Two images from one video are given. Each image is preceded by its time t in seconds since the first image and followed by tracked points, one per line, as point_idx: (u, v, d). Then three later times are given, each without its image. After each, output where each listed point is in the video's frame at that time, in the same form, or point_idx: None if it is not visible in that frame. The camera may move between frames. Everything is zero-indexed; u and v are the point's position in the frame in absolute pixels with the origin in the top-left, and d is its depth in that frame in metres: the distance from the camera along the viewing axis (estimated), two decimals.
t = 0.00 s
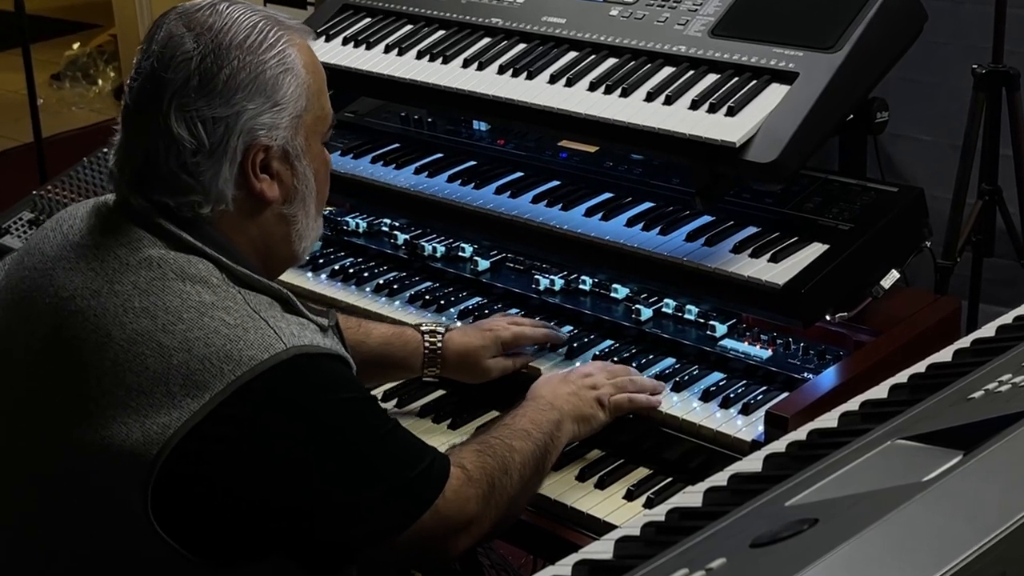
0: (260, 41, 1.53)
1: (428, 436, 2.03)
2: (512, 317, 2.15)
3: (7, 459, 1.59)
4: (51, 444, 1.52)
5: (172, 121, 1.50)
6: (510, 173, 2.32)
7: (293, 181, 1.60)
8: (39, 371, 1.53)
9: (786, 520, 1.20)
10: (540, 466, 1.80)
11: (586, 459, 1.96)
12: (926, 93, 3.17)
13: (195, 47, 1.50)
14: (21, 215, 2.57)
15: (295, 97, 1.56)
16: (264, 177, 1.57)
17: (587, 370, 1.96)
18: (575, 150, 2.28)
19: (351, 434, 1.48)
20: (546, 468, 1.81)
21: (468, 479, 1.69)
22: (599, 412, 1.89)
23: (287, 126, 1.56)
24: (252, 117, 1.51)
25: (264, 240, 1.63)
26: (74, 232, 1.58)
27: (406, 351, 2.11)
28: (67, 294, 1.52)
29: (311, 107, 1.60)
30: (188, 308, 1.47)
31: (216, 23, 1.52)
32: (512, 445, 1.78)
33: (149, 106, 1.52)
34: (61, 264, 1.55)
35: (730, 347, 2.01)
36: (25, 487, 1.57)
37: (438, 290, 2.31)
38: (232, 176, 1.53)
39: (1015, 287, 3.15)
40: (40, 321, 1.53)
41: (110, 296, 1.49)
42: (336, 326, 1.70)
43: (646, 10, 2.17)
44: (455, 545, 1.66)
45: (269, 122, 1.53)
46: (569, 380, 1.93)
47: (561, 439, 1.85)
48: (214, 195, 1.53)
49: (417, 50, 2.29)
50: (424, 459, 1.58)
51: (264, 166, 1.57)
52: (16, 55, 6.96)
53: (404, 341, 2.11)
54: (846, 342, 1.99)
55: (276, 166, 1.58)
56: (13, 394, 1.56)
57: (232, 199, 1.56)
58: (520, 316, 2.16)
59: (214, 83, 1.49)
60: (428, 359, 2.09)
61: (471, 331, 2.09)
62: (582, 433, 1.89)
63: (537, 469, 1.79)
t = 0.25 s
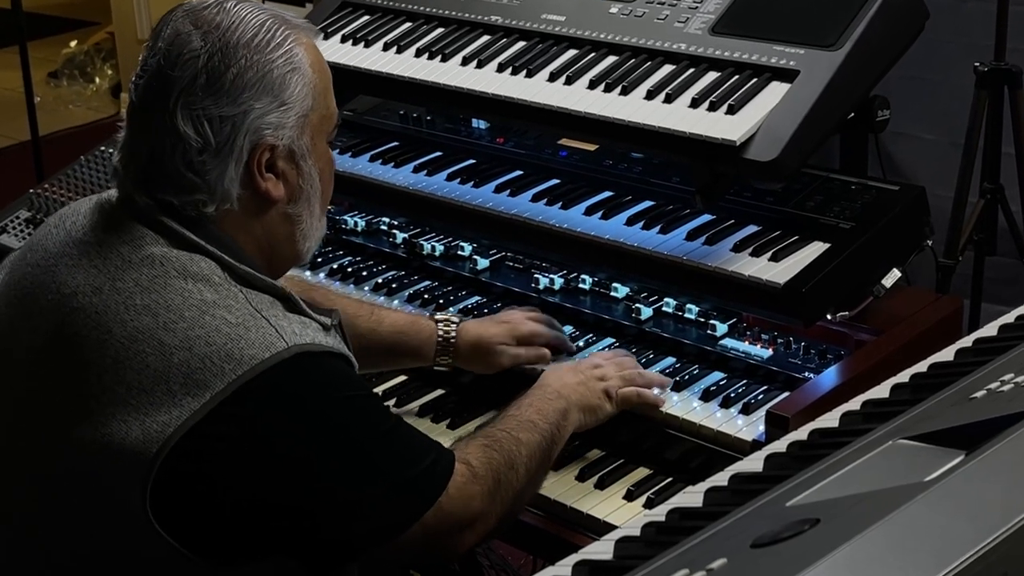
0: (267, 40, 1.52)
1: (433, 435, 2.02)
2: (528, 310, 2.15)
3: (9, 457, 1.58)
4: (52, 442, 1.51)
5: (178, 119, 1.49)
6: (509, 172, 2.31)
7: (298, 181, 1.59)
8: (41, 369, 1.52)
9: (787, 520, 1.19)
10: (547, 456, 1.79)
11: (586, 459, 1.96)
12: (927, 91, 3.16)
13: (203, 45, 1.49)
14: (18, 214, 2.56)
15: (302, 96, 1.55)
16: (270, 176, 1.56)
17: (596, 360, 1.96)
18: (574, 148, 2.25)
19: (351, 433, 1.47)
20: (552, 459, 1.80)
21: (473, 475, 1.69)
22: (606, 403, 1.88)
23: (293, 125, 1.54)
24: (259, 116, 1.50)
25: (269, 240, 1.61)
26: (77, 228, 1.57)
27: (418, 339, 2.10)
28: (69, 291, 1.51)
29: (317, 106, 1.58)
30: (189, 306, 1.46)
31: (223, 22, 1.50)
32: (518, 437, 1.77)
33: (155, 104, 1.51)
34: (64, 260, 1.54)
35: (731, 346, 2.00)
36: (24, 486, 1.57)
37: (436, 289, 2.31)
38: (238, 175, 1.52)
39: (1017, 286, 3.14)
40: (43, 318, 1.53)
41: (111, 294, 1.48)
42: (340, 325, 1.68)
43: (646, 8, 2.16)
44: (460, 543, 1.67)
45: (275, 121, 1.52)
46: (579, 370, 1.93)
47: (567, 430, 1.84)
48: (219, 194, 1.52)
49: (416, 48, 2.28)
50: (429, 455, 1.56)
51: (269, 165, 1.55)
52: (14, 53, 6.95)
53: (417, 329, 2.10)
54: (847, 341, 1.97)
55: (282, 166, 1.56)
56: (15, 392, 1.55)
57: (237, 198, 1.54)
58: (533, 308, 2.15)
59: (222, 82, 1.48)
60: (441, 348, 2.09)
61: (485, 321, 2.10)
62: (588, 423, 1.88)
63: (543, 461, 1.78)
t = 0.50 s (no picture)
0: (291, 42, 1.51)
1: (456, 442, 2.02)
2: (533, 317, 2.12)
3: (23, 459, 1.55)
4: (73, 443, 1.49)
5: (205, 120, 1.47)
6: (509, 170, 2.30)
7: (318, 180, 1.58)
8: (61, 368, 1.50)
9: (788, 521, 1.18)
10: (559, 464, 1.75)
11: (586, 459, 1.95)
12: (929, 89, 3.15)
13: (228, 47, 1.47)
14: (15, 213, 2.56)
15: (324, 97, 1.54)
16: (292, 175, 1.55)
17: (599, 367, 1.92)
18: (575, 146, 2.25)
19: (361, 423, 1.43)
20: (564, 466, 1.76)
21: (493, 478, 1.64)
22: (612, 409, 1.85)
23: (316, 126, 1.53)
24: (285, 117, 1.49)
25: (289, 240, 1.60)
26: (94, 227, 1.55)
27: (423, 349, 2.07)
28: (90, 289, 1.49)
29: (335, 107, 1.57)
30: (213, 301, 1.44)
31: (248, 24, 1.49)
32: (530, 443, 1.73)
33: (175, 105, 1.48)
34: (82, 259, 1.52)
35: (732, 346, 1.99)
36: (27, 484, 1.56)
37: (435, 287, 2.29)
38: (262, 176, 1.51)
39: (1019, 285, 3.13)
40: (61, 317, 1.50)
41: (134, 291, 1.47)
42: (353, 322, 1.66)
43: (646, 5, 2.15)
44: (481, 551, 1.60)
45: (300, 122, 1.51)
46: (582, 376, 1.89)
47: (577, 435, 1.81)
48: (244, 194, 1.50)
49: (415, 46, 2.27)
50: (442, 459, 1.52)
51: (291, 166, 1.55)
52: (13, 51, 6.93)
53: (422, 339, 2.08)
54: (849, 341, 1.96)
55: (303, 166, 1.55)
56: (31, 393, 1.53)
57: (260, 198, 1.53)
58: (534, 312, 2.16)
59: (249, 83, 1.47)
60: (448, 358, 2.06)
61: (490, 330, 2.07)
62: (595, 430, 1.84)
63: (556, 467, 1.74)
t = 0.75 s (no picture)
0: (319, 44, 1.50)
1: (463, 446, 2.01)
2: (529, 313, 2.12)
3: (35, 456, 1.53)
4: (95, 440, 1.47)
5: (231, 117, 1.46)
6: (508, 169, 2.30)
7: (340, 183, 1.57)
8: (84, 364, 1.47)
9: (789, 521, 1.17)
10: (568, 472, 1.74)
11: (587, 459, 1.94)
12: (931, 87, 3.14)
13: (257, 47, 1.47)
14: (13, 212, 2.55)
15: (350, 100, 1.54)
16: (316, 177, 1.54)
17: (599, 368, 1.91)
18: (574, 145, 2.22)
19: (374, 426, 1.42)
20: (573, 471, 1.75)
21: (508, 491, 1.61)
22: (614, 410, 1.84)
23: (341, 128, 1.53)
24: (312, 118, 1.49)
25: (310, 240, 1.59)
26: (116, 222, 1.53)
27: (421, 350, 2.07)
28: (116, 283, 1.47)
29: (361, 110, 1.57)
30: (243, 297, 1.43)
31: (277, 25, 1.49)
32: (539, 451, 1.72)
33: (204, 103, 1.48)
34: (106, 254, 1.50)
35: (733, 345, 1.98)
36: (32, 483, 1.54)
37: (434, 287, 2.28)
38: (287, 175, 1.51)
39: (1021, 285, 3.12)
40: (84, 312, 1.48)
41: (162, 285, 1.45)
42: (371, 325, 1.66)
43: (647, 3, 2.14)
44: (497, 565, 1.57)
45: (326, 123, 1.51)
46: (583, 379, 1.88)
47: (581, 438, 1.80)
48: (269, 193, 1.50)
49: (414, 43, 2.26)
50: (456, 467, 1.50)
51: (315, 167, 1.54)
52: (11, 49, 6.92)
53: (418, 338, 2.07)
54: (850, 341, 1.95)
55: (327, 167, 1.55)
56: (49, 389, 1.50)
57: (285, 198, 1.52)
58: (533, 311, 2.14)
59: (278, 83, 1.47)
60: (444, 358, 2.06)
61: (488, 329, 2.06)
62: (599, 431, 1.83)
63: (566, 474, 1.73)
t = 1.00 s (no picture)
0: (318, 38, 1.49)
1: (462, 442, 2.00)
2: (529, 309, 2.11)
3: (35, 452, 1.52)
4: (94, 435, 1.46)
5: (228, 109, 1.46)
6: (508, 167, 2.29)
7: (340, 179, 1.55)
8: (84, 358, 1.46)
9: (790, 522, 1.16)
10: (569, 471, 1.74)
11: (586, 459, 1.93)
12: (933, 85, 3.13)
13: (256, 40, 1.46)
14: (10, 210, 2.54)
15: (349, 95, 1.52)
16: (314, 171, 1.52)
17: (598, 365, 1.90)
18: (575, 142, 2.16)
19: (372, 426, 1.41)
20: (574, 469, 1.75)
21: (509, 490, 1.60)
22: (616, 407, 1.83)
23: (339, 123, 1.51)
24: (308, 111, 1.47)
25: (309, 236, 1.57)
26: (118, 216, 1.52)
27: (419, 344, 2.06)
28: (115, 277, 1.46)
29: (363, 106, 1.55)
30: (242, 293, 1.42)
31: (276, 18, 1.48)
32: (541, 450, 1.71)
33: (202, 95, 1.47)
34: (107, 248, 1.49)
35: (733, 344, 1.97)
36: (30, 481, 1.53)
37: (433, 286, 2.28)
38: (284, 169, 1.49)
39: None
40: (85, 306, 1.47)
41: (162, 280, 1.44)
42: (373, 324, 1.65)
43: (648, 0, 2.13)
44: (496, 564, 1.56)
45: (323, 117, 1.49)
46: (581, 377, 1.87)
47: (583, 436, 1.79)
48: (265, 186, 1.49)
49: (413, 41, 2.25)
50: (459, 464, 1.49)
51: (313, 161, 1.52)
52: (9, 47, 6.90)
53: (419, 332, 2.07)
54: (852, 340, 1.95)
55: (325, 162, 1.53)
56: (49, 383, 1.49)
57: (282, 192, 1.51)
58: (534, 308, 2.13)
59: (274, 75, 1.46)
60: (444, 352, 2.06)
61: (489, 324, 2.05)
62: (600, 430, 1.82)
63: (567, 473, 1.72)
